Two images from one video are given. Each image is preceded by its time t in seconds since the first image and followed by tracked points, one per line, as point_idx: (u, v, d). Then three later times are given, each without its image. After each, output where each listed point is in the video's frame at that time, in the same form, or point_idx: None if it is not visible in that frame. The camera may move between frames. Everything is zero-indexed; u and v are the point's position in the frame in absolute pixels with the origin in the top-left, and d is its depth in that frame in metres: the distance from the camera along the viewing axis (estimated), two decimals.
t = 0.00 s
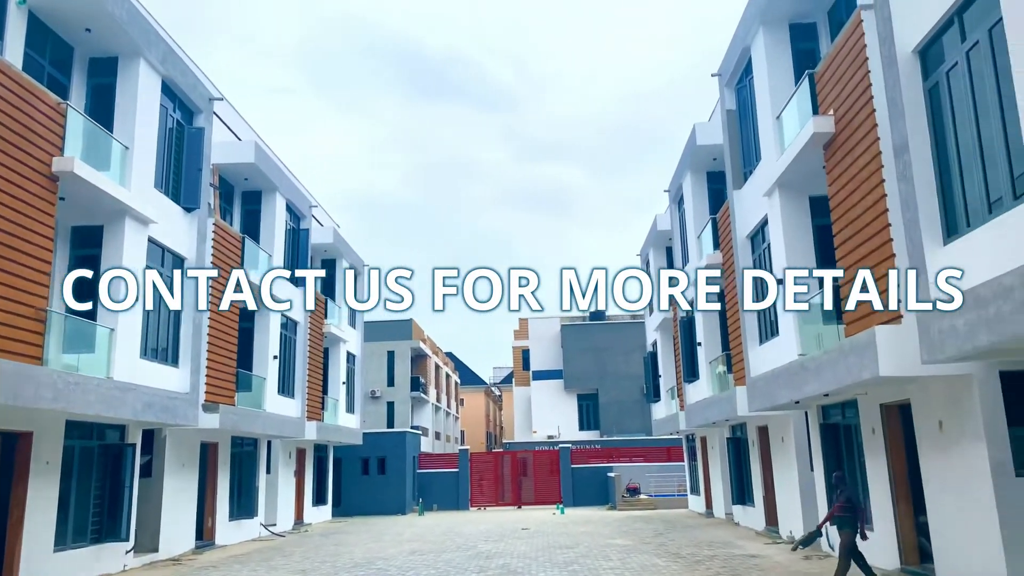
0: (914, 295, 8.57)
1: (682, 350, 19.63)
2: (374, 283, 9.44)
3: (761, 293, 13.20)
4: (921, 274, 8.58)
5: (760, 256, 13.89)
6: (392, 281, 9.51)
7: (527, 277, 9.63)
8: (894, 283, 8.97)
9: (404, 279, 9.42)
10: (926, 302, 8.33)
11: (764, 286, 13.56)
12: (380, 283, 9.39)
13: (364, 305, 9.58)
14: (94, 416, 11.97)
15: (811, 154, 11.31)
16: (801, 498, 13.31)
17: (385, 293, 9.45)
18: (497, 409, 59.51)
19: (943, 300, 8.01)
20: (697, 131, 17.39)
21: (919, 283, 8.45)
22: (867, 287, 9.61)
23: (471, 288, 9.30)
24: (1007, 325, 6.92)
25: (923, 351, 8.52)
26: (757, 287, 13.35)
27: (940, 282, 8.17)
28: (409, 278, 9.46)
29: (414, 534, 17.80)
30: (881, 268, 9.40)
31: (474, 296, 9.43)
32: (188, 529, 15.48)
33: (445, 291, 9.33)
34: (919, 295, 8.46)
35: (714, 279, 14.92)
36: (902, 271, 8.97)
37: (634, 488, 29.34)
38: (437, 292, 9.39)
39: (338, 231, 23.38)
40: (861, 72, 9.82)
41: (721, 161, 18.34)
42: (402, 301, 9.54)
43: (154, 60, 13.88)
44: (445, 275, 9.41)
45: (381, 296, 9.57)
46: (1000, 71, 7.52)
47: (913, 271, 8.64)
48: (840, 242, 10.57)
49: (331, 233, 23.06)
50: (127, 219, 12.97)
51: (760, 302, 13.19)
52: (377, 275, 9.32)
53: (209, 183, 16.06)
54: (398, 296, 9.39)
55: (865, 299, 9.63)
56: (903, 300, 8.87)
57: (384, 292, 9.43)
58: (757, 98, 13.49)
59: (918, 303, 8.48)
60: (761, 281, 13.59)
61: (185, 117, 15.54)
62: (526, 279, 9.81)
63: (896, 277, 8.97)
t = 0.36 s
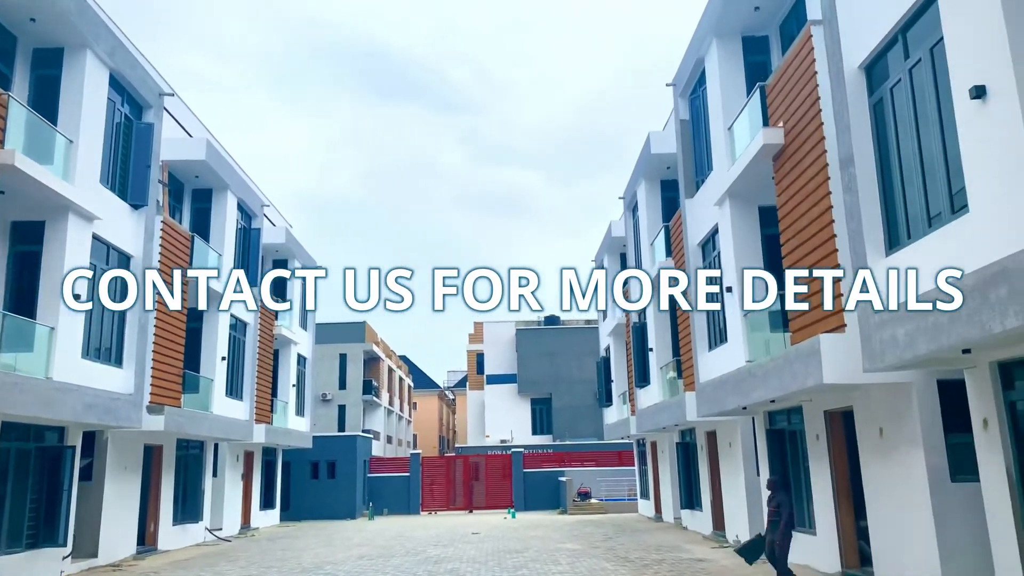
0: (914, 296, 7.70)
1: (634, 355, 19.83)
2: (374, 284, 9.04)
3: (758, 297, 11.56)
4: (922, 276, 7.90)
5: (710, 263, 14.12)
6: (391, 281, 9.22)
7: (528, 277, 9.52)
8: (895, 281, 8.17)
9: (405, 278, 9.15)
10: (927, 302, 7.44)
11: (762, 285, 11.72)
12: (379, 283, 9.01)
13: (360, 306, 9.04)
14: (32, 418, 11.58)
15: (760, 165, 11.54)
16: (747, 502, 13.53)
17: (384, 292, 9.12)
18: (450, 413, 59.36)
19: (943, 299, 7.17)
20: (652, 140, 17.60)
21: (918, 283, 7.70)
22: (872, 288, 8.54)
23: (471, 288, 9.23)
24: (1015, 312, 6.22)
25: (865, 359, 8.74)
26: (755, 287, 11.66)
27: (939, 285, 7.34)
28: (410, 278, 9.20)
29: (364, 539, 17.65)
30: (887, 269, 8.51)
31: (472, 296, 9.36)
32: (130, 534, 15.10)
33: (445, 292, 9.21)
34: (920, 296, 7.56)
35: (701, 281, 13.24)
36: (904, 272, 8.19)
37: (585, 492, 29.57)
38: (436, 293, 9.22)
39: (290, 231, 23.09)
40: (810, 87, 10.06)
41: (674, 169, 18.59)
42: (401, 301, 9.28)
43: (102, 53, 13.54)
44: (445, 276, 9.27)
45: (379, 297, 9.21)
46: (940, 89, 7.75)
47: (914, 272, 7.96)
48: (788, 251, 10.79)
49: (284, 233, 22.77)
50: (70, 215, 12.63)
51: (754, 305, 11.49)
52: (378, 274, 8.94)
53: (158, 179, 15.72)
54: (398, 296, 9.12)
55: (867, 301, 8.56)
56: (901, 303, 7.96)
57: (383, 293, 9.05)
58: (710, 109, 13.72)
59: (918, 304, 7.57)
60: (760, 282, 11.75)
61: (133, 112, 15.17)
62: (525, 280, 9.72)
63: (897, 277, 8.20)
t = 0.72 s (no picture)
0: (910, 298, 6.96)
1: (581, 361, 19.99)
2: (373, 283, 8.22)
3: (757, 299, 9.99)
4: (924, 275, 6.99)
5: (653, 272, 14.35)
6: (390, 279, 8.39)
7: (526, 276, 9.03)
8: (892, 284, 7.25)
9: (405, 276, 8.43)
10: (925, 301, 6.70)
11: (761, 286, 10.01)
12: (378, 282, 8.20)
13: (359, 308, 8.30)
14: None
15: (706, 175, 11.74)
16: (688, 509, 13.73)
17: (382, 293, 8.30)
18: (396, 416, 58.99)
19: (942, 298, 6.45)
20: (602, 148, 17.77)
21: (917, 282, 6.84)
22: (866, 292, 7.65)
23: (471, 288, 8.57)
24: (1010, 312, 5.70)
25: (802, 368, 8.96)
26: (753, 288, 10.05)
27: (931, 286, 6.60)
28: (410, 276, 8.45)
29: (305, 544, 17.41)
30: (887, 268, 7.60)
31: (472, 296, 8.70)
32: (60, 538, 14.62)
33: (445, 292, 8.46)
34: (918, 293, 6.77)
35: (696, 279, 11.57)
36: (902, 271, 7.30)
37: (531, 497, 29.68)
38: (437, 293, 8.47)
39: (236, 230, 22.69)
40: (755, 102, 10.28)
41: (624, 178, 18.81)
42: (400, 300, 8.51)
43: (41, 42, 13.12)
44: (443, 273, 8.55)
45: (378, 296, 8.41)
46: (878, 108, 8.01)
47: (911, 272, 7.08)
48: (731, 260, 11.00)
49: (229, 231, 22.36)
50: (4, 208, 12.21)
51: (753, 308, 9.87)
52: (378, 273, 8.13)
53: (98, 173, 15.28)
54: (398, 296, 8.37)
55: (864, 302, 7.61)
56: (900, 305, 7.08)
57: (384, 293, 8.25)
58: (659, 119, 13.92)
59: (917, 303, 6.81)
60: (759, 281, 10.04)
61: (73, 103, 14.73)
62: (524, 280, 9.21)
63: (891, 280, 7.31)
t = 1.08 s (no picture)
0: (915, 295, 6.25)
1: (536, 365, 20.07)
2: (373, 282, 8.11)
3: (757, 298, 8.98)
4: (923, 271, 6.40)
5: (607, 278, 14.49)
6: (390, 280, 8.27)
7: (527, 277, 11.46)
8: (896, 280, 6.49)
9: (406, 277, 8.27)
10: (926, 301, 6.12)
11: (764, 284, 8.97)
12: (380, 282, 8.09)
13: (359, 308, 8.19)
14: None
15: (662, 184, 11.88)
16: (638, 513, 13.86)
17: (383, 292, 8.21)
18: (349, 419, 58.51)
19: (942, 299, 5.93)
20: (561, 153, 17.87)
21: (920, 278, 6.18)
22: (871, 289, 6.83)
23: (471, 288, 8.60)
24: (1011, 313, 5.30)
25: (750, 376, 9.12)
26: (753, 288, 8.99)
27: (938, 283, 5.94)
28: (410, 276, 8.31)
29: (252, 546, 17.13)
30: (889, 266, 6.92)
31: (471, 296, 8.72)
32: None
33: (445, 291, 8.49)
34: (923, 290, 6.11)
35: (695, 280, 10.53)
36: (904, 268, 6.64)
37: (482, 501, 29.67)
38: (435, 293, 8.50)
39: (188, 226, 22.28)
40: (709, 113, 10.46)
41: (582, 184, 18.95)
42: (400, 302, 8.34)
43: None
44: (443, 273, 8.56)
45: (378, 296, 8.30)
46: (827, 122, 8.21)
47: (912, 272, 6.33)
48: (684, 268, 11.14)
49: (181, 227, 21.94)
50: None
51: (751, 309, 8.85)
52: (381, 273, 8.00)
53: (44, 164, 14.85)
54: (398, 296, 8.21)
55: (867, 303, 6.87)
56: (903, 304, 6.42)
57: (384, 293, 8.15)
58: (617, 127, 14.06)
59: (918, 303, 6.23)
60: (759, 280, 9.01)
61: (19, 92, 14.29)
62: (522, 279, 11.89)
63: (894, 278, 6.55)
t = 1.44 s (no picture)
0: (915, 295, 5.69)
1: (483, 369, 20.10)
2: (374, 282, 7.93)
3: (758, 298, 8.22)
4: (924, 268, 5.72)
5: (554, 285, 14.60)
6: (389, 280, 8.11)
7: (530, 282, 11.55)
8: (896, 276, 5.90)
9: (405, 277, 8.13)
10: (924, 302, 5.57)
11: (765, 285, 8.21)
12: (381, 282, 7.93)
13: (358, 309, 7.96)
14: None
15: (612, 191, 12.01)
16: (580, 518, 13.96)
17: (382, 293, 8.06)
18: (293, 420, 57.66)
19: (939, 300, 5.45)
20: (514, 158, 17.93)
21: (920, 276, 5.64)
22: (874, 289, 6.18)
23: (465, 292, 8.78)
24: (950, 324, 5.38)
25: (692, 383, 9.26)
26: (753, 287, 8.26)
27: (937, 281, 5.47)
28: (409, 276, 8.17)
29: (187, 549, 16.72)
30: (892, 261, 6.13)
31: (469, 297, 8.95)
32: None
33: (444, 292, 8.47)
34: (920, 289, 5.60)
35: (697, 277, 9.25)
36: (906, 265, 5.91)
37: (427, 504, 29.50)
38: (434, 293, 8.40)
39: (130, 219, 21.74)
40: (659, 124, 10.63)
41: (534, 190, 19.05)
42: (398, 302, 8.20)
43: None
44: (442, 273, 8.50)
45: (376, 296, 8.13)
46: (772, 135, 8.41)
47: (914, 272, 5.73)
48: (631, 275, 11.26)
49: (122, 220, 21.41)
50: None
51: (753, 309, 8.13)
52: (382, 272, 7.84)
53: None
54: (398, 297, 8.06)
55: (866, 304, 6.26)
56: (903, 304, 5.85)
57: (384, 293, 8.00)
58: (569, 134, 14.17)
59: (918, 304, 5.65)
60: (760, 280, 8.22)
61: None
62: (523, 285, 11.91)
63: (897, 275, 5.94)
